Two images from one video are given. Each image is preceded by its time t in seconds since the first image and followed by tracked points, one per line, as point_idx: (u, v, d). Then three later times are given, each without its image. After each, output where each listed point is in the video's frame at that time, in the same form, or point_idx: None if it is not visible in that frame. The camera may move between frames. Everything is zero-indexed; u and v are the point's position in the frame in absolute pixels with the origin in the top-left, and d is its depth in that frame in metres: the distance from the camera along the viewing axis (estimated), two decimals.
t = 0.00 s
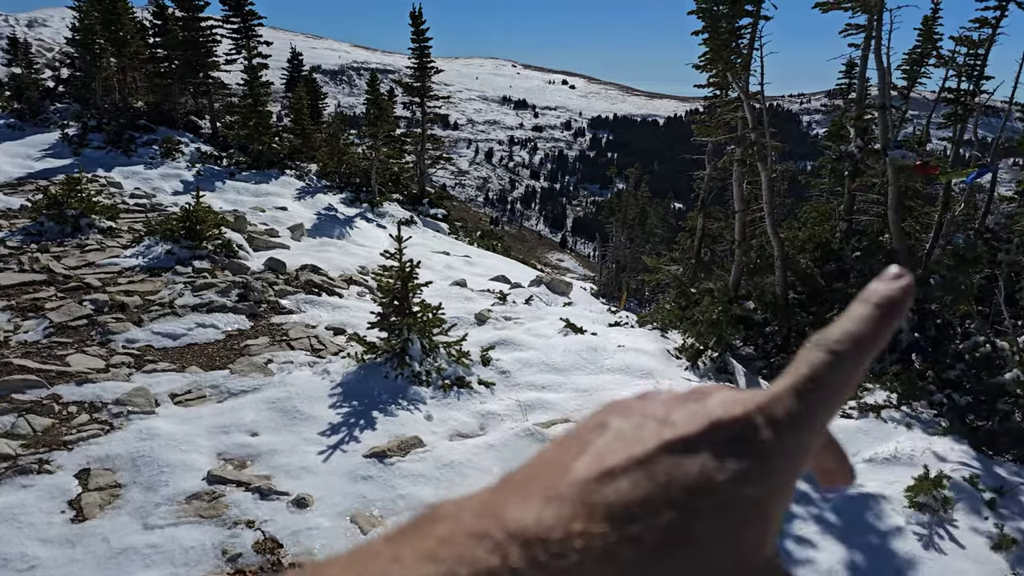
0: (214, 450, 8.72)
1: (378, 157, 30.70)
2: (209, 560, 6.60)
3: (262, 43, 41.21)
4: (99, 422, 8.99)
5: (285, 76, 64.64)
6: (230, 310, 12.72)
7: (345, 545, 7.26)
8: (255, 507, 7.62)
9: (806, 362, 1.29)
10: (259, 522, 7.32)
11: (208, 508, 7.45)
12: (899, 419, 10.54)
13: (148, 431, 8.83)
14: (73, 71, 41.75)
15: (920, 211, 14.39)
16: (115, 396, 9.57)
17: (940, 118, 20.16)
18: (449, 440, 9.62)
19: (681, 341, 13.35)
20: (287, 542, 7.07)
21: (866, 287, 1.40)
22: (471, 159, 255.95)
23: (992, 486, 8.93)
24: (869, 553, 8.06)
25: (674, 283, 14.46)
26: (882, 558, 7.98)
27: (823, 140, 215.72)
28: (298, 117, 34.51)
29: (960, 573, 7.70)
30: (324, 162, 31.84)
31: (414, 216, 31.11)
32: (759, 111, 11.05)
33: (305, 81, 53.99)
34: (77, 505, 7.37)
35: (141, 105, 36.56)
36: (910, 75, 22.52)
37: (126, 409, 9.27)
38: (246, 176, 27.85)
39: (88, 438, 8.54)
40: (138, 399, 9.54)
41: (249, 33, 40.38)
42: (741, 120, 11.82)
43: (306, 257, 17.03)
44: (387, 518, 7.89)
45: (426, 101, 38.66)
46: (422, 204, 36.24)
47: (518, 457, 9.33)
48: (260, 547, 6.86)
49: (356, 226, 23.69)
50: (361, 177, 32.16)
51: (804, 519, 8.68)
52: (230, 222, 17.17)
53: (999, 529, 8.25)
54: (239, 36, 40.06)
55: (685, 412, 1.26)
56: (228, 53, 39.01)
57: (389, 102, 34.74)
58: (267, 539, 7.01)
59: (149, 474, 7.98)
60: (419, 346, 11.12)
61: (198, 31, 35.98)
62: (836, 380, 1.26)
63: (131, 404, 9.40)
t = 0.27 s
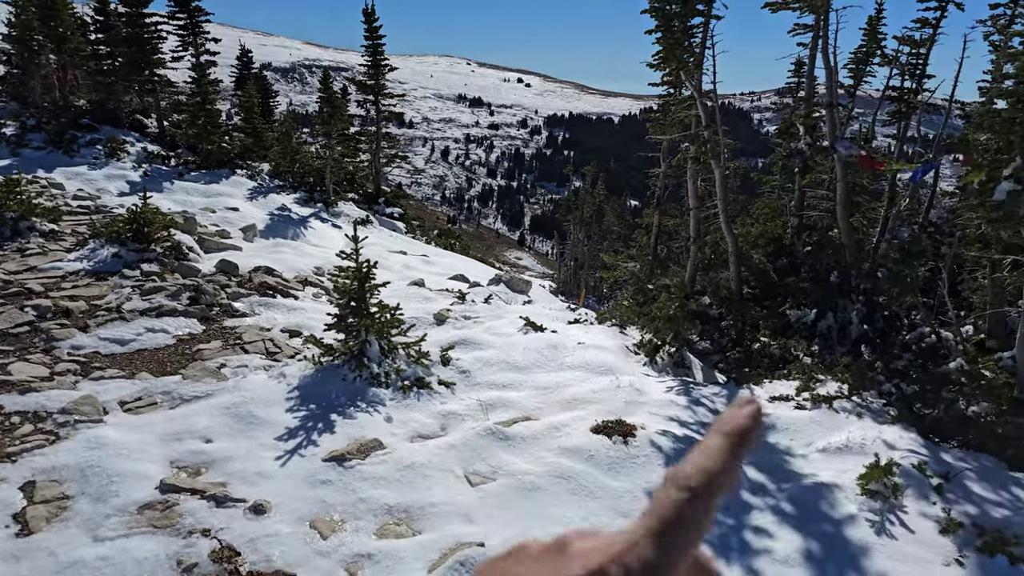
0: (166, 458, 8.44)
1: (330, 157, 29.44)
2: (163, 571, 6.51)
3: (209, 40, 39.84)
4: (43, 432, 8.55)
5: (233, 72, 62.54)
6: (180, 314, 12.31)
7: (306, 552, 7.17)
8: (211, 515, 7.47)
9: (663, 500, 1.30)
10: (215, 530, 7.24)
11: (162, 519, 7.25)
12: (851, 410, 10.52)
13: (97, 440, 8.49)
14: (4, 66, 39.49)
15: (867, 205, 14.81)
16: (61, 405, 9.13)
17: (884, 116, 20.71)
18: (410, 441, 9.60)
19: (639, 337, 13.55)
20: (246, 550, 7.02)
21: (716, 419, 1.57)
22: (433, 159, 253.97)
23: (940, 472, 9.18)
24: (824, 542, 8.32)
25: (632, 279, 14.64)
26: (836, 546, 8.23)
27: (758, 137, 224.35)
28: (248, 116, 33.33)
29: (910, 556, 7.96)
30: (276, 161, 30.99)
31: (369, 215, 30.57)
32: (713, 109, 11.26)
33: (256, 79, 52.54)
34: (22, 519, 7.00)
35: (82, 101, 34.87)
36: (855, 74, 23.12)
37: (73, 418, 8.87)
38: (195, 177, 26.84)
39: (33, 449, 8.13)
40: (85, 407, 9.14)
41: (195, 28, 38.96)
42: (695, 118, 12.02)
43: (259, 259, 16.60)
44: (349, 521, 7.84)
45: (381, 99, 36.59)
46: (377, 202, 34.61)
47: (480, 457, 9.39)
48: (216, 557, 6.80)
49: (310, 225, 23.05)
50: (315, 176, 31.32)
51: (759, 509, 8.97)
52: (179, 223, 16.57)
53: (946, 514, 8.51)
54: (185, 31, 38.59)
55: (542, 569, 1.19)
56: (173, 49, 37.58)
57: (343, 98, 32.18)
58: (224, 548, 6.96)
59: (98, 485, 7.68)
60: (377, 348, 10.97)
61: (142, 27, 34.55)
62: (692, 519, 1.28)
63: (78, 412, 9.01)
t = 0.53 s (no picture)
0: (124, 468, 8.21)
1: (287, 157, 28.23)
2: None
3: (162, 38, 38.64)
4: None
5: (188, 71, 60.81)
6: (137, 320, 11.98)
7: (270, 559, 7.03)
8: (172, 525, 7.30)
9: None
10: (177, 539, 7.08)
11: (122, 530, 7.06)
12: (811, 403, 10.63)
13: (51, 451, 8.21)
14: None
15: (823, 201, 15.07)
16: (10, 416, 8.76)
17: (838, 114, 20.93)
18: (376, 444, 9.48)
19: (604, 334, 13.61)
20: (209, 559, 6.87)
21: None
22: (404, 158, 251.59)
23: (897, 462, 9.42)
24: (787, 533, 8.49)
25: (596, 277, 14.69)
26: (799, 537, 8.38)
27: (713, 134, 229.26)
28: (203, 115, 32.11)
29: (868, 545, 8.22)
30: (233, 161, 29.93)
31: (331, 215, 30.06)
32: (672, 107, 11.41)
33: (212, 78, 51.19)
34: None
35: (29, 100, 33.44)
36: (809, 73, 23.46)
37: (25, 428, 8.54)
38: (149, 178, 25.80)
39: None
40: (38, 417, 8.81)
41: (148, 26, 37.74)
42: (654, 117, 12.11)
43: (218, 261, 16.24)
44: (314, 527, 7.70)
45: (341, 99, 34.41)
46: (339, 202, 33.73)
47: (447, 458, 9.33)
48: (179, 567, 6.65)
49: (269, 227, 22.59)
50: (275, 177, 30.56)
51: (725, 503, 9.03)
52: (134, 226, 16.06)
53: (904, 502, 8.78)
54: (137, 29, 37.33)
55: None
56: (124, 48, 36.31)
57: (301, 98, 30.20)
58: (187, 558, 6.80)
59: (53, 497, 7.44)
60: (340, 350, 10.81)
61: (92, 24, 33.31)
62: None
63: (30, 423, 8.65)
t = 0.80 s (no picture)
0: (87, 479, 7.99)
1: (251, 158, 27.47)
2: None
3: (121, 37, 37.57)
4: None
5: (147, 70, 59.11)
6: (98, 326, 11.67)
7: (240, 568, 6.91)
8: (138, 536, 7.13)
9: None
10: (143, 551, 6.92)
11: (85, 542, 6.86)
12: (777, 398, 10.79)
13: (9, 463, 7.94)
14: None
15: (787, 199, 15.23)
16: None
17: (800, 113, 21.07)
18: (346, 449, 9.38)
19: (574, 333, 13.63)
20: (177, 570, 6.72)
21: None
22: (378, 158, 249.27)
23: (861, 455, 9.62)
24: (756, 527, 8.61)
25: (566, 277, 14.72)
26: (768, 532, 8.53)
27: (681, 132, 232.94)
28: (166, 116, 31.34)
29: (835, 538, 8.41)
30: (195, 163, 29.07)
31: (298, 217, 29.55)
32: (639, 106, 11.60)
33: (173, 78, 49.97)
34: None
35: None
36: (772, 72, 23.67)
37: None
38: (109, 180, 24.86)
39: None
40: None
41: (106, 24, 36.65)
42: (622, 116, 12.19)
43: (181, 265, 15.89)
44: (284, 534, 7.58)
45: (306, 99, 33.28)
46: (305, 204, 32.86)
47: (418, 461, 9.26)
48: None
49: (234, 229, 22.16)
50: (239, 178, 29.89)
51: (695, 499, 9.12)
52: (94, 230, 15.62)
53: (868, 494, 9.00)
54: (94, 27, 36.22)
55: None
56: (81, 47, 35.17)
57: (266, 98, 29.38)
58: (153, 569, 6.65)
59: (12, 511, 7.21)
60: (309, 354, 10.66)
61: (46, 23, 32.20)
62: None
63: None
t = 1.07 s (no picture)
0: (49, 489, 7.77)
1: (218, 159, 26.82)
2: None
3: (82, 36, 36.57)
4: None
5: (108, 69, 57.49)
6: (60, 332, 11.37)
7: None
8: (103, 546, 6.96)
9: None
10: (108, 561, 6.76)
11: (47, 554, 6.68)
12: (748, 393, 10.90)
13: None
14: None
15: (755, 196, 15.36)
16: None
17: (767, 111, 21.27)
18: (316, 452, 9.25)
19: (547, 332, 13.64)
20: None
21: None
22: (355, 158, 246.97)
23: (829, 449, 9.77)
24: (728, 522, 8.70)
25: (538, 275, 14.71)
26: (739, 527, 8.62)
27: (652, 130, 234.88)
28: (130, 117, 30.61)
29: (805, 531, 8.55)
30: (160, 164, 28.25)
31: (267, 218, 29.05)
32: (607, 106, 11.78)
33: (136, 78, 48.77)
34: None
35: None
36: (739, 71, 23.86)
37: None
38: (72, 183, 23.98)
39: None
40: None
41: (66, 23, 35.64)
42: (592, 115, 12.22)
43: (146, 269, 15.54)
44: (254, 541, 7.46)
45: (274, 99, 32.39)
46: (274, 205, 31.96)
47: (390, 463, 9.18)
48: None
49: (202, 231, 21.75)
50: (206, 180, 29.27)
51: (667, 496, 9.17)
52: (54, 234, 15.19)
53: (836, 487, 9.18)
54: (54, 26, 35.19)
55: None
56: (40, 46, 34.09)
57: (232, 98, 28.80)
58: None
59: None
60: (278, 357, 10.50)
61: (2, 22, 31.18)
62: None
63: None
